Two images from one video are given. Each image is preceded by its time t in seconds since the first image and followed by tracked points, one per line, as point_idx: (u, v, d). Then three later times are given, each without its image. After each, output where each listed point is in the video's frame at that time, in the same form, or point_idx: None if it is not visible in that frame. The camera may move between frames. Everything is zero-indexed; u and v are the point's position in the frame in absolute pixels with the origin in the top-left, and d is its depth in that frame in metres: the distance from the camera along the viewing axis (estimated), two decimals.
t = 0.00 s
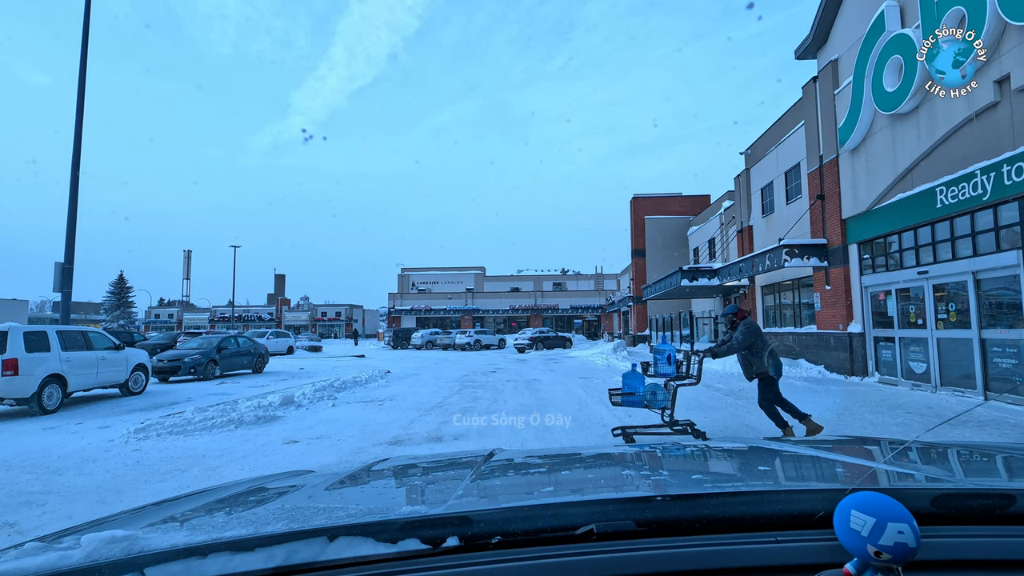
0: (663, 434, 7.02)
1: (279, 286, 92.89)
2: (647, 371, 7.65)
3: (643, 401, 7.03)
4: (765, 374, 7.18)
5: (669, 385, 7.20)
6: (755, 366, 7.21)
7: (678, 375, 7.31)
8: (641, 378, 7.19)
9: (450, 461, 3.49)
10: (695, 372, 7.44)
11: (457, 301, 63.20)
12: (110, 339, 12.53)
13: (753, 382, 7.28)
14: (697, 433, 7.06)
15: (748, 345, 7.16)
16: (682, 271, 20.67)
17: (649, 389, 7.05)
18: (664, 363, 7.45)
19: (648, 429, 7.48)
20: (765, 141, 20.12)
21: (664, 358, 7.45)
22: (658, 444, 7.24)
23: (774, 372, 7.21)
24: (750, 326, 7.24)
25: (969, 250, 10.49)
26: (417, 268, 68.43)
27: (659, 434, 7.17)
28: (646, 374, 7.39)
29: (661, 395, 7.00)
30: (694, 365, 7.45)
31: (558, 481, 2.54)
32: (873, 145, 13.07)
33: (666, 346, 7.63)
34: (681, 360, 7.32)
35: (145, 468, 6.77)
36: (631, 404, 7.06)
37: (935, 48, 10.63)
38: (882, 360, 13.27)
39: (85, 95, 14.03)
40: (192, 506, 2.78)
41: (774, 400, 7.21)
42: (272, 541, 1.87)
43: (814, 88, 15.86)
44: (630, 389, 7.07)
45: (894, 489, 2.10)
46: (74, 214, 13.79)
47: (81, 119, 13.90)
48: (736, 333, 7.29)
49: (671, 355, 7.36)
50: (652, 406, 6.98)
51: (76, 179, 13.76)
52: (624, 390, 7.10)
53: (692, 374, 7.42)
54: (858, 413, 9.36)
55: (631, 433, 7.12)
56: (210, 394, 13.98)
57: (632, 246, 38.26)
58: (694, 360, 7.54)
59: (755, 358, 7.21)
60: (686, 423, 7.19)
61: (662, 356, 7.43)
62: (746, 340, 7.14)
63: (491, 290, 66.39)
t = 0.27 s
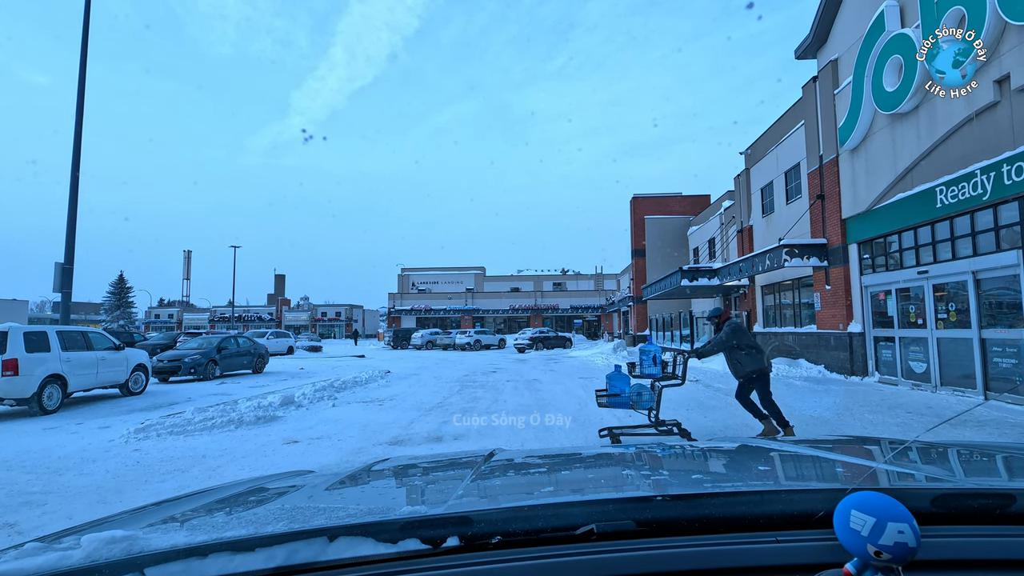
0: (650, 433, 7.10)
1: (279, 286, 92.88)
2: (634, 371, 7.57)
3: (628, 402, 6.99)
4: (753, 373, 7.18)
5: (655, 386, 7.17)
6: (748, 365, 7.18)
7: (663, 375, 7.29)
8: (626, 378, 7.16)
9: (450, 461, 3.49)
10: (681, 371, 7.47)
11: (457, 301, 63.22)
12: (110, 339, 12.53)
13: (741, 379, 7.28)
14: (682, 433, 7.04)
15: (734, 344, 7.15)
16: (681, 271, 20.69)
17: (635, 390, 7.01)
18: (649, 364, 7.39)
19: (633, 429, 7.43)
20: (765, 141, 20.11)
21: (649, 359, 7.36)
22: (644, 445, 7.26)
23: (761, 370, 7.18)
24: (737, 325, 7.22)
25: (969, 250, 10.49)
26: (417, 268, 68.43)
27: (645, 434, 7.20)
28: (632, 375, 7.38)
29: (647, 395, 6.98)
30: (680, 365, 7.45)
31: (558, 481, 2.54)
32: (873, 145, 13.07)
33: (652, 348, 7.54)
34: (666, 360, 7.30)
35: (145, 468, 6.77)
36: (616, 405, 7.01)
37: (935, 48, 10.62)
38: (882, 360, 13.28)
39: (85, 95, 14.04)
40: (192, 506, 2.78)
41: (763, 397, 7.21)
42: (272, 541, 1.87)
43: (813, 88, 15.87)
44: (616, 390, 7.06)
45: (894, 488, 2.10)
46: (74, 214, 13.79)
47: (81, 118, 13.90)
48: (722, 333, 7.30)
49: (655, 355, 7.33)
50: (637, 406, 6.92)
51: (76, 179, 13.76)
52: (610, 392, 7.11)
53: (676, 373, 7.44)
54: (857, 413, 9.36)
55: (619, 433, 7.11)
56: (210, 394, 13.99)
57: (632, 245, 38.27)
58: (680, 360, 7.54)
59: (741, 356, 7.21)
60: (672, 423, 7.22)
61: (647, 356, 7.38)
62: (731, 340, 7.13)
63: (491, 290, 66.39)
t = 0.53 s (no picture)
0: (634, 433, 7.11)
1: (279, 286, 92.86)
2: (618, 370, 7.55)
3: (611, 403, 7.01)
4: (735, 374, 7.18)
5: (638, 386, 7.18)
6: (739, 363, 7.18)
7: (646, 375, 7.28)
8: (610, 378, 7.15)
9: (450, 461, 3.49)
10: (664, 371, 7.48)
11: (457, 301, 63.21)
12: (110, 339, 12.53)
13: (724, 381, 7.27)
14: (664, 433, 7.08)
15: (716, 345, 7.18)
16: (681, 271, 20.69)
17: (619, 390, 7.04)
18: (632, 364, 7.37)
19: (617, 429, 7.43)
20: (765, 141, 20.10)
21: (632, 360, 7.25)
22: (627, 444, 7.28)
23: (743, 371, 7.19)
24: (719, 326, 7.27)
25: (969, 249, 10.49)
26: (417, 268, 68.42)
27: (628, 434, 7.22)
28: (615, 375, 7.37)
29: (631, 395, 7.06)
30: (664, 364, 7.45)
31: (558, 481, 2.54)
32: (873, 145, 13.07)
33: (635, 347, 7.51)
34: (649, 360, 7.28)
35: (145, 469, 6.77)
36: (600, 405, 7.01)
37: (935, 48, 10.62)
38: (882, 360, 13.28)
39: (85, 95, 14.03)
40: (192, 506, 2.78)
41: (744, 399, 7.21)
42: (272, 541, 1.87)
43: (813, 88, 15.87)
44: (600, 390, 7.07)
45: (894, 488, 2.10)
46: (74, 214, 13.78)
47: (80, 118, 13.89)
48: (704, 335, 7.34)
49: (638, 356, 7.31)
50: (621, 407, 6.97)
51: (76, 179, 13.76)
52: (595, 392, 7.12)
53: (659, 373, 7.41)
54: (857, 413, 9.36)
55: (603, 433, 7.15)
56: (210, 394, 13.99)
57: (632, 245, 38.28)
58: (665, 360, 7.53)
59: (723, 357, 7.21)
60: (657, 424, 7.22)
61: (629, 357, 7.35)
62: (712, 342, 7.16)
63: (491, 290, 66.37)
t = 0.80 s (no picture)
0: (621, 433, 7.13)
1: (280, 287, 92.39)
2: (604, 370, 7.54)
3: (598, 403, 7.02)
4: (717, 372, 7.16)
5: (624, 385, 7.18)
6: (727, 361, 7.20)
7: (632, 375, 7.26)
8: (597, 379, 7.16)
9: (450, 461, 3.49)
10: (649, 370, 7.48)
11: (457, 301, 63.23)
12: (110, 339, 12.53)
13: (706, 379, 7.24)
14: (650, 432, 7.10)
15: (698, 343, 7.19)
16: (681, 271, 20.70)
17: (605, 390, 7.06)
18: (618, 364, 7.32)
19: (604, 429, 7.44)
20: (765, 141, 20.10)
21: (618, 359, 7.19)
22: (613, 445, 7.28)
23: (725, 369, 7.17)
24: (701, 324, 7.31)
25: (969, 249, 10.49)
26: (417, 268, 68.44)
27: (616, 434, 7.24)
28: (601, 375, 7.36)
29: (618, 395, 7.06)
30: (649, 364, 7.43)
31: (558, 481, 2.54)
32: (873, 145, 13.07)
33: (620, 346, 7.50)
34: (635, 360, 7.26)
35: (145, 469, 6.78)
36: (587, 405, 7.01)
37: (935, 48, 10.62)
38: (882, 359, 13.28)
39: (85, 96, 14.04)
40: (192, 506, 2.79)
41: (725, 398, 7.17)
42: (272, 542, 1.87)
43: (813, 88, 15.87)
44: (587, 390, 7.06)
45: (894, 488, 2.10)
46: (74, 214, 13.79)
47: (80, 119, 13.90)
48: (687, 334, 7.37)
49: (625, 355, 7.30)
50: (608, 406, 6.99)
51: (76, 179, 13.76)
52: (582, 392, 7.12)
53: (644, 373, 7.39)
54: (857, 413, 9.36)
55: (590, 433, 7.17)
56: (210, 394, 13.99)
57: (632, 245, 38.29)
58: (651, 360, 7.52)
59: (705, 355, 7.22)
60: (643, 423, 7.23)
61: (615, 357, 7.31)
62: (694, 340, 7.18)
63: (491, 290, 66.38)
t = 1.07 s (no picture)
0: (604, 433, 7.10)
1: (280, 287, 92.39)
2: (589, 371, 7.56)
3: (583, 404, 7.01)
4: (703, 373, 7.17)
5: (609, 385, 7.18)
6: (712, 362, 7.22)
7: (617, 375, 7.27)
8: (582, 380, 7.16)
9: (450, 461, 3.48)
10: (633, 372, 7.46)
11: (457, 301, 63.23)
12: (110, 340, 12.53)
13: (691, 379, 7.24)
14: (635, 432, 7.08)
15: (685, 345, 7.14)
16: (681, 271, 20.70)
17: (590, 391, 7.04)
18: (603, 365, 7.34)
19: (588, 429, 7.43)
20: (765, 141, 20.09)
21: (603, 360, 7.23)
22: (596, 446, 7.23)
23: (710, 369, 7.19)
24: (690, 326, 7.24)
25: (969, 249, 10.49)
26: (417, 268, 68.45)
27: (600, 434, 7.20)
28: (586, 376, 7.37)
29: (602, 396, 7.03)
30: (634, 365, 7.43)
31: (558, 481, 2.54)
32: (873, 145, 13.07)
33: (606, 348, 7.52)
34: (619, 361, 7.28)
35: (145, 469, 6.78)
36: (572, 406, 7.01)
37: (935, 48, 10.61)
38: (882, 359, 13.27)
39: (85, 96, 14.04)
40: (193, 507, 2.78)
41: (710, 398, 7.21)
42: (272, 542, 1.87)
43: (813, 88, 15.88)
44: (572, 391, 7.06)
45: (893, 488, 2.10)
46: (74, 214, 13.79)
47: (80, 119, 13.90)
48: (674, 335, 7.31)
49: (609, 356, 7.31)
50: (593, 407, 6.96)
51: (76, 179, 13.75)
52: (567, 393, 7.10)
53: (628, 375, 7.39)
54: (857, 412, 9.36)
55: (574, 434, 7.16)
56: (211, 394, 14.00)
57: (632, 245, 38.30)
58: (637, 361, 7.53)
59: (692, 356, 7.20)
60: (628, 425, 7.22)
61: (600, 358, 7.34)
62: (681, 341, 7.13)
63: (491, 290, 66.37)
